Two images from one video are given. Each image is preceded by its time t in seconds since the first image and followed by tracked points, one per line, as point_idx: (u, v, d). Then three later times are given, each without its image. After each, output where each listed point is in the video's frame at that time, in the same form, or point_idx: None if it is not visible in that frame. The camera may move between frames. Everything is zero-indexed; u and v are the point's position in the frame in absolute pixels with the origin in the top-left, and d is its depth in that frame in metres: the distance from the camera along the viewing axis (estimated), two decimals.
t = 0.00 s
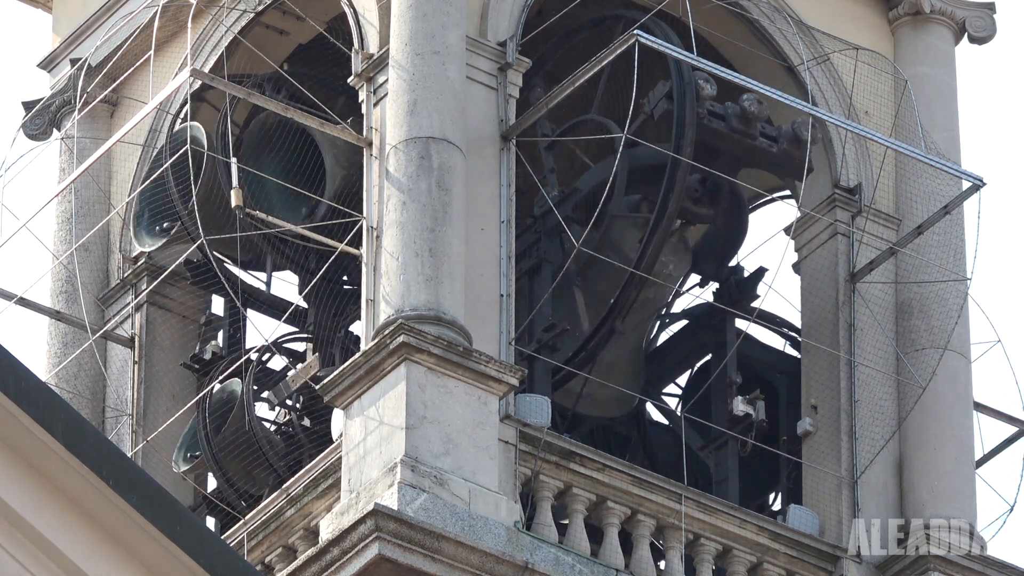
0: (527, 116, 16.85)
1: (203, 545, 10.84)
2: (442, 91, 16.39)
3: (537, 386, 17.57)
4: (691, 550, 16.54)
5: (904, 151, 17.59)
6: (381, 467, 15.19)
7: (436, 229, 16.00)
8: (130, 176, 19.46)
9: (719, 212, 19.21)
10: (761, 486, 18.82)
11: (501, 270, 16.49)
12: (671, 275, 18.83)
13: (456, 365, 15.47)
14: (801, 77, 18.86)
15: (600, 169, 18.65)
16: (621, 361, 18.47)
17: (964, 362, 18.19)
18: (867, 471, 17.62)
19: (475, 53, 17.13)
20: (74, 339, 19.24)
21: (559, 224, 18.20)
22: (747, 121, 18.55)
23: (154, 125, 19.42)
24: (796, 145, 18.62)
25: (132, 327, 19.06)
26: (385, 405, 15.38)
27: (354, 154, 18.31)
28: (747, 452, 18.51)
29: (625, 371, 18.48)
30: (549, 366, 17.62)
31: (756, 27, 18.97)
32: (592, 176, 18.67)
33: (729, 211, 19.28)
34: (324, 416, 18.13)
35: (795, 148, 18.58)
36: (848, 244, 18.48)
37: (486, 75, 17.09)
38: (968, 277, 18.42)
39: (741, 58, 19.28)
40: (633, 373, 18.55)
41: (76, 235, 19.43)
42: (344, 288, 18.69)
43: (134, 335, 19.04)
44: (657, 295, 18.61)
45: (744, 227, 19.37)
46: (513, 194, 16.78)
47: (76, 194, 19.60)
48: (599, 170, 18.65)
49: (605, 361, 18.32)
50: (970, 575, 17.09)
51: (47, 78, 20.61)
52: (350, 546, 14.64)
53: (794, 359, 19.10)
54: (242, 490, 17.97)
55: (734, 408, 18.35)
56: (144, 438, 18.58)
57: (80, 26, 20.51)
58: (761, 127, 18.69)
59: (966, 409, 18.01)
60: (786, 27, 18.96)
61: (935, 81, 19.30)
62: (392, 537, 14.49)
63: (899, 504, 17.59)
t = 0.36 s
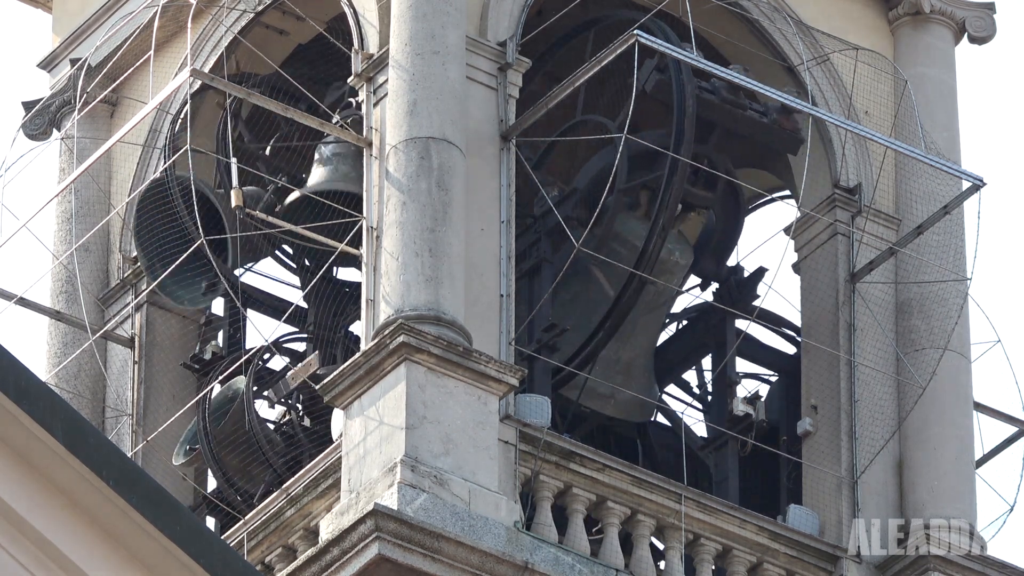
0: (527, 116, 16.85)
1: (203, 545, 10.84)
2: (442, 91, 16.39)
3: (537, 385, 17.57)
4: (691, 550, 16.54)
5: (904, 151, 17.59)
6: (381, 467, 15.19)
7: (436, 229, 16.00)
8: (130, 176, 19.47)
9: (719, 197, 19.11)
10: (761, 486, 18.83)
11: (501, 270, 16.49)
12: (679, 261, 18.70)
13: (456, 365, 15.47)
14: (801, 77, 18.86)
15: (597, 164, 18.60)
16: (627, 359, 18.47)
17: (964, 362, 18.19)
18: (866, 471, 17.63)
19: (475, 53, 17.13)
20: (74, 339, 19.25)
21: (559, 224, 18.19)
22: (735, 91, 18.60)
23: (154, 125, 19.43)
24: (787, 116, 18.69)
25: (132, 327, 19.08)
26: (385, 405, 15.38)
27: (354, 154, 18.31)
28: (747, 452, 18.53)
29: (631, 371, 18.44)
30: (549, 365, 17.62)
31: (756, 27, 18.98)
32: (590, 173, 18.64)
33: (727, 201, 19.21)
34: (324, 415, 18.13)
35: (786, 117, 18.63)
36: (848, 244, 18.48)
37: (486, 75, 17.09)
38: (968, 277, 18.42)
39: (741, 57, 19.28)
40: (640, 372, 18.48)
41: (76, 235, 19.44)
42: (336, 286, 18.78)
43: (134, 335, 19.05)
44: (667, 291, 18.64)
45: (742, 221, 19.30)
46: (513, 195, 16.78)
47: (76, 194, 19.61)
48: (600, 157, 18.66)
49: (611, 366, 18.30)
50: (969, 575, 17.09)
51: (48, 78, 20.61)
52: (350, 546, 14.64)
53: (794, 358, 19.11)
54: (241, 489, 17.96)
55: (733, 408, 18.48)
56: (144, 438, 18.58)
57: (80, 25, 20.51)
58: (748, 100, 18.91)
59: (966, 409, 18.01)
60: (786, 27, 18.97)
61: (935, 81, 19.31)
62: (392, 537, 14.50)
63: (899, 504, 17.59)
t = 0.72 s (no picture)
0: (527, 116, 16.85)
1: (203, 545, 10.83)
2: (442, 91, 16.39)
3: (537, 386, 17.57)
4: (691, 550, 16.55)
5: (904, 151, 17.59)
6: (380, 467, 15.19)
7: (436, 229, 16.00)
8: (130, 176, 19.47)
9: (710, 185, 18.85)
10: (761, 487, 18.83)
11: (501, 270, 16.49)
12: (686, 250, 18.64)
13: (456, 365, 15.47)
14: (801, 77, 18.86)
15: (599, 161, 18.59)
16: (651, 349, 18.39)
17: (963, 362, 18.19)
18: (866, 471, 17.62)
19: (475, 53, 17.13)
20: (74, 339, 19.26)
21: (559, 224, 18.18)
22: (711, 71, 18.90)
23: (154, 125, 19.43)
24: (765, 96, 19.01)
25: (132, 327, 19.08)
26: (385, 405, 15.38)
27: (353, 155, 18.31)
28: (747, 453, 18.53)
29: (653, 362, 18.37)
30: (549, 366, 17.62)
31: (756, 27, 18.96)
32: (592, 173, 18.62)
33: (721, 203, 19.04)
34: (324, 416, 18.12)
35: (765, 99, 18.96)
36: (848, 244, 18.48)
37: (486, 75, 17.09)
38: (968, 277, 18.42)
39: (741, 57, 19.27)
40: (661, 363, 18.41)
41: (76, 235, 19.44)
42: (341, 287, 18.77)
43: (134, 335, 19.05)
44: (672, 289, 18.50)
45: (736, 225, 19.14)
46: (513, 194, 16.78)
47: (76, 194, 19.61)
48: (597, 152, 18.53)
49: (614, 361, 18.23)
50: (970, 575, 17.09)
51: (48, 78, 20.61)
52: (350, 546, 14.64)
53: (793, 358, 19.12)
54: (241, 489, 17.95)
55: (733, 408, 18.45)
56: (144, 438, 18.56)
57: (80, 25, 20.51)
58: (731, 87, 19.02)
59: (966, 409, 18.01)
60: (786, 27, 18.96)
61: (935, 80, 19.31)
62: (391, 537, 14.49)
63: (899, 504, 17.59)
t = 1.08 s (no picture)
0: (527, 116, 16.85)
1: (203, 545, 10.83)
2: (442, 91, 16.39)
3: (538, 385, 17.58)
4: (691, 550, 16.55)
5: (904, 151, 17.59)
6: (381, 467, 15.19)
7: (436, 229, 16.00)
8: (130, 176, 19.47)
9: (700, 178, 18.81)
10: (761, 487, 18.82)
11: (501, 270, 16.49)
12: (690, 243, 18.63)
13: (456, 365, 15.47)
14: (801, 77, 18.85)
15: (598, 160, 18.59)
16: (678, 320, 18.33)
17: (963, 362, 18.20)
18: (866, 471, 17.63)
19: (475, 53, 17.13)
20: (74, 339, 19.26)
21: (559, 224, 18.18)
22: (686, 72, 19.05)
23: (154, 125, 19.44)
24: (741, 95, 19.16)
25: (132, 327, 19.07)
26: (385, 405, 15.38)
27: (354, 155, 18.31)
28: (747, 453, 18.55)
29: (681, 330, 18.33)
30: (549, 365, 17.63)
31: (756, 27, 18.96)
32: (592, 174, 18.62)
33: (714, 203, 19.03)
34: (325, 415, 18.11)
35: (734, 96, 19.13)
36: (848, 244, 18.48)
37: (486, 75, 17.09)
38: (968, 277, 18.43)
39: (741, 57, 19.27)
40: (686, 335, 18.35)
41: (77, 235, 19.45)
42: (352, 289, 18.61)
43: (134, 335, 19.04)
44: (679, 288, 18.31)
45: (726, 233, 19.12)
46: (513, 195, 16.78)
47: (76, 194, 19.62)
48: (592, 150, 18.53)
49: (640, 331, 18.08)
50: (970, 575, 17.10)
51: (47, 78, 20.61)
52: (350, 546, 14.64)
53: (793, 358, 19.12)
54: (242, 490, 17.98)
55: (733, 408, 18.38)
56: (144, 438, 18.53)
57: (80, 25, 20.51)
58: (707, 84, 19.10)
59: (966, 409, 18.02)
60: (786, 27, 18.96)
61: (934, 80, 19.31)
62: (392, 537, 14.49)
63: (899, 504, 17.60)
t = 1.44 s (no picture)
0: (527, 116, 16.86)
1: (203, 545, 10.82)
2: (442, 91, 16.39)
3: (537, 385, 17.58)
4: (691, 550, 16.55)
5: (903, 151, 17.59)
6: (380, 467, 15.19)
7: (436, 229, 16.00)
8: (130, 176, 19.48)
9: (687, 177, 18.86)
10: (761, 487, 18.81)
11: (501, 270, 16.49)
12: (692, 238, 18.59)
13: (456, 365, 15.47)
14: (801, 77, 18.85)
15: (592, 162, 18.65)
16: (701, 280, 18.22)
17: (963, 361, 18.20)
18: (866, 471, 17.62)
19: (475, 53, 17.13)
20: (74, 339, 19.27)
21: (559, 224, 18.19)
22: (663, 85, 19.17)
23: (153, 125, 19.45)
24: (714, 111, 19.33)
25: (132, 327, 19.07)
26: (385, 405, 15.38)
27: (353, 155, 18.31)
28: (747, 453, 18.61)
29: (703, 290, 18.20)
30: (549, 366, 17.64)
31: (756, 27, 18.97)
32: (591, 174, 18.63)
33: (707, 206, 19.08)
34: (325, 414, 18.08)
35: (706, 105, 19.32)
36: (848, 244, 18.48)
37: (486, 75, 17.09)
38: (968, 277, 18.43)
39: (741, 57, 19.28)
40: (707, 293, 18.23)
41: (76, 235, 19.45)
42: (347, 287, 18.53)
43: (134, 335, 19.04)
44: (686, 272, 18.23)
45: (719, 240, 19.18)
46: (513, 194, 16.78)
47: (76, 194, 19.63)
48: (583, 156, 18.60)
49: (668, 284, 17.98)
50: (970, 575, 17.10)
51: (47, 78, 20.61)
52: (350, 546, 14.64)
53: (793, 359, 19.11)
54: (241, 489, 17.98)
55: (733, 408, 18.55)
56: (144, 438, 18.54)
57: (80, 25, 20.51)
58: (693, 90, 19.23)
59: (966, 409, 18.02)
60: (786, 27, 18.96)
61: (934, 80, 19.32)
62: (392, 537, 14.49)
63: (899, 504, 17.60)
